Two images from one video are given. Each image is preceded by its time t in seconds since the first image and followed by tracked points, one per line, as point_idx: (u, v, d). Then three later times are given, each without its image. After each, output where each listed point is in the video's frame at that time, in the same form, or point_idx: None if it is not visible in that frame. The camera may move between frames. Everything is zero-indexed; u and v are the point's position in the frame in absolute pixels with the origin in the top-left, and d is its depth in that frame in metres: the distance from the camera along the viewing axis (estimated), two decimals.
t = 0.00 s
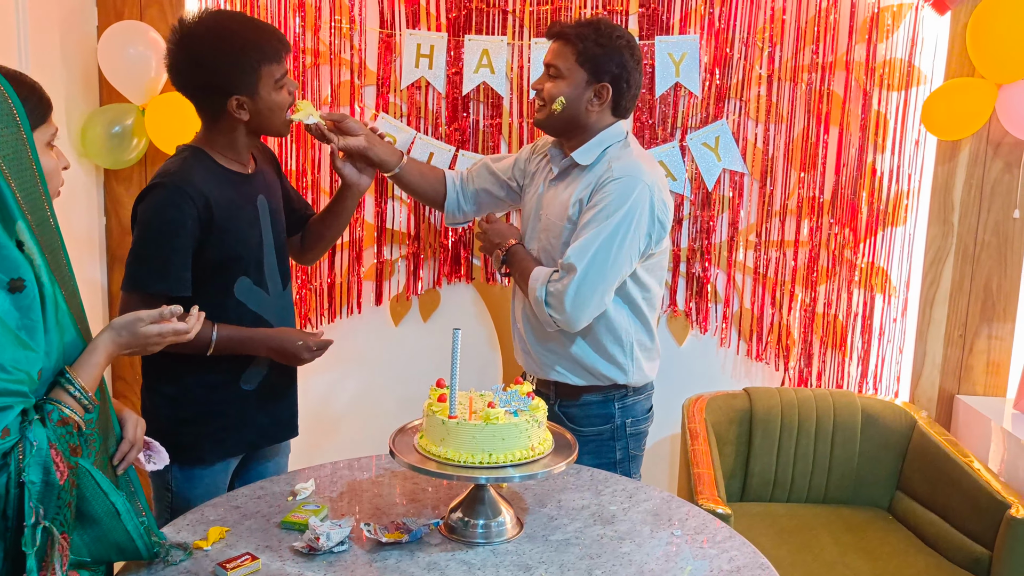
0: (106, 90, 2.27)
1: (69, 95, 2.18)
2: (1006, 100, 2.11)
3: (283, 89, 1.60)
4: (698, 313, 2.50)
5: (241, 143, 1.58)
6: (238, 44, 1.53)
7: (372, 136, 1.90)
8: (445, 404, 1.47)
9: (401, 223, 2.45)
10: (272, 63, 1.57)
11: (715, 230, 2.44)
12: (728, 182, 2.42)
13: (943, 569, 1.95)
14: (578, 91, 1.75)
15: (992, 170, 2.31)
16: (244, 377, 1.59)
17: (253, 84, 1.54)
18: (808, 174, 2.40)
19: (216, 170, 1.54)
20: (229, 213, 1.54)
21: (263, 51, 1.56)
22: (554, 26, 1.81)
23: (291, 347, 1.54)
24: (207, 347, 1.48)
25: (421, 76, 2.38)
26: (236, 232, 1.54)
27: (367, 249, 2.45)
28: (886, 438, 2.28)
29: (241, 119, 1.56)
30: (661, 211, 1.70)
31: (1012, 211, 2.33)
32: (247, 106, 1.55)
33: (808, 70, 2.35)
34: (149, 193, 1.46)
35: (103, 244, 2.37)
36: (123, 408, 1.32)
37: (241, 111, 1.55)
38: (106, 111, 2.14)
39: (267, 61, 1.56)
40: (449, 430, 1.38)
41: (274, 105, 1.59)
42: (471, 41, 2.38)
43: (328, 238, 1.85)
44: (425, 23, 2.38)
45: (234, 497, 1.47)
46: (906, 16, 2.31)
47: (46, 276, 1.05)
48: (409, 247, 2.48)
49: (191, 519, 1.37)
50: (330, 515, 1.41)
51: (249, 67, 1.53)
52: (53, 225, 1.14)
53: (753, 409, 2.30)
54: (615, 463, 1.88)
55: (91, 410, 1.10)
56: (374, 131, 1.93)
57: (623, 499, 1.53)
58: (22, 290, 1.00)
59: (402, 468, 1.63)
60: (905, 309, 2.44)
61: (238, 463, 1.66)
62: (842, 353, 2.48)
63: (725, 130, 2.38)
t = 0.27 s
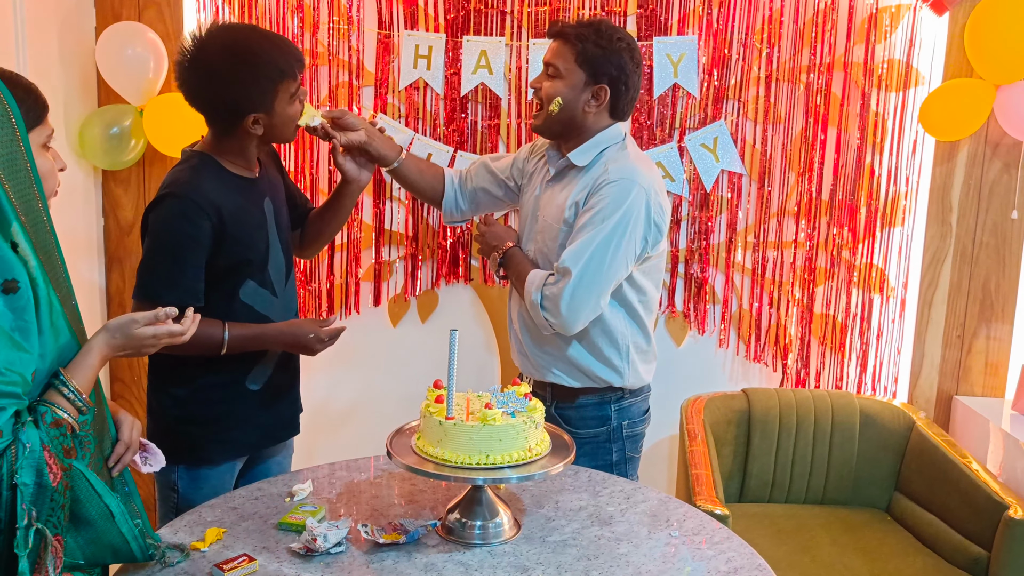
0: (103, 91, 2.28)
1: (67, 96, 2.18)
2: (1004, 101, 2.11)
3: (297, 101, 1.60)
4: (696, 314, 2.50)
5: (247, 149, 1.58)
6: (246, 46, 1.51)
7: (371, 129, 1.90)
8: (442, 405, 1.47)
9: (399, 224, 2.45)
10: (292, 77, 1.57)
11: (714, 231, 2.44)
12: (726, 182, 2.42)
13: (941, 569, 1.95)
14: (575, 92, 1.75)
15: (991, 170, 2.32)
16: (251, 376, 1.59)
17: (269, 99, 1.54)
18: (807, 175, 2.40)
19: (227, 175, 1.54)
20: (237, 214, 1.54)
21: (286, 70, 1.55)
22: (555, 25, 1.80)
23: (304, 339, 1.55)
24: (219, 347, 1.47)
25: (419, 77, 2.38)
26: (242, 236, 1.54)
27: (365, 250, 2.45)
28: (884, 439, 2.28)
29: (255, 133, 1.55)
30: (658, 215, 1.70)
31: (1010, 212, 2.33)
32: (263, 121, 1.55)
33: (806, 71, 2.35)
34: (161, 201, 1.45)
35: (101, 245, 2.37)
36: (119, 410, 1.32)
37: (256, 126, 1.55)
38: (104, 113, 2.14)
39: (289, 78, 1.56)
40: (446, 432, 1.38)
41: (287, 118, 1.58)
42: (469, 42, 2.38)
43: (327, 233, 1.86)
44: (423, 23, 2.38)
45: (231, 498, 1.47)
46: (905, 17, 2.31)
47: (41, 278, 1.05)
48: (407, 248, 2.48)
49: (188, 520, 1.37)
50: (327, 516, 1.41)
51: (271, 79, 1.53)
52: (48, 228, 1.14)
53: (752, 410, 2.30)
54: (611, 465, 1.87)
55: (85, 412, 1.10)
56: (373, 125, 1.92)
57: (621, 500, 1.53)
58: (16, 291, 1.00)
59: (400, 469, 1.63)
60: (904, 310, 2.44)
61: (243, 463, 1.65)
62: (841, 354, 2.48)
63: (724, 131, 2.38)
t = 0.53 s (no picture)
0: (103, 94, 2.28)
1: (67, 98, 2.19)
2: (1003, 103, 2.11)
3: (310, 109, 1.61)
4: (696, 316, 2.50)
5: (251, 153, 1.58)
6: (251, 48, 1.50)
7: (372, 133, 1.92)
8: (442, 407, 1.46)
9: (399, 225, 2.46)
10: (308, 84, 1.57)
11: (713, 233, 2.44)
12: (726, 184, 2.42)
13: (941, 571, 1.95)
14: (573, 94, 1.75)
15: (990, 172, 2.32)
16: (258, 377, 1.59)
17: (284, 110, 1.54)
18: (806, 176, 2.40)
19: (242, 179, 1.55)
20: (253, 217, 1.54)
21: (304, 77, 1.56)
22: (556, 25, 1.80)
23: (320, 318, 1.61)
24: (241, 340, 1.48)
25: (418, 79, 2.39)
26: (249, 239, 1.53)
27: (364, 252, 2.45)
28: (883, 441, 2.28)
29: (266, 137, 1.55)
30: (655, 219, 1.70)
31: (1009, 213, 2.33)
32: (276, 126, 1.55)
33: (805, 73, 2.36)
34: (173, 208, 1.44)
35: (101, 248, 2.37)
36: (118, 413, 1.32)
37: (269, 130, 1.55)
38: (103, 116, 2.14)
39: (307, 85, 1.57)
40: (445, 434, 1.38)
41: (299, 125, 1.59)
42: (469, 44, 2.38)
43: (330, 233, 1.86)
44: (422, 25, 2.38)
45: (231, 500, 1.47)
46: (904, 19, 2.31)
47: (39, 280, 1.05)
48: (406, 251, 2.48)
49: (188, 522, 1.37)
50: (327, 518, 1.41)
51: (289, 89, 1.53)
52: (47, 230, 1.14)
53: (751, 412, 2.30)
54: (609, 468, 1.87)
55: (82, 414, 1.09)
56: (373, 129, 1.94)
57: (621, 502, 1.53)
58: (14, 294, 1.00)
59: (400, 472, 1.63)
60: (903, 312, 2.44)
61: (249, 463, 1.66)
62: (841, 356, 2.48)
63: (723, 133, 2.38)
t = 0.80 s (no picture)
0: (104, 94, 2.28)
1: (68, 99, 2.19)
2: (1004, 104, 2.11)
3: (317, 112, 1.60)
4: (696, 317, 2.50)
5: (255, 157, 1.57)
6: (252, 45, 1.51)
7: (377, 141, 1.94)
8: (443, 407, 1.46)
9: (399, 226, 2.46)
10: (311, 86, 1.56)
11: (714, 233, 2.44)
12: (726, 185, 2.42)
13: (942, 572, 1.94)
14: (572, 94, 1.75)
15: (991, 172, 2.32)
16: (260, 379, 1.58)
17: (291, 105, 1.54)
18: (807, 177, 2.40)
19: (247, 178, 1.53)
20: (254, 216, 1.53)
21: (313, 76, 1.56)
22: (558, 24, 1.80)
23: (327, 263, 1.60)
24: (262, 311, 1.50)
25: (419, 80, 2.39)
26: (249, 239, 1.53)
27: (364, 253, 2.45)
28: (884, 441, 2.28)
29: (270, 132, 1.54)
30: (652, 220, 1.70)
31: (1010, 214, 2.33)
32: (279, 121, 1.54)
33: (806, 73, 2.36)
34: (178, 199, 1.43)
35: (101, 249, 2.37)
36: (118, 413, 1.31)
37: (273, 125, 1.54)
38: (104, 117, 2.14)
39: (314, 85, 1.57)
40: (447, 434, 1.38)
41: (305, 127, 1.58)
42: (469, 45, 2.38)
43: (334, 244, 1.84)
44: (423, 26, 2.38)
45: (232, 501, 1.46)
46: (904, 20, 2.32)
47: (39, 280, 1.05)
48: (407, 252, 2.48)
49: (188, 523, 1.37)
50: (327, 519, 1.41)
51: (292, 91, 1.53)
52: (48, 230, 1.13)
53: (752, 412, 2.30)
54: (607, 470, 1.87)
55: (82, 414, 1.09)
56: (378, 137, 1.96)
57: (622, 502, 1.52)
58: (15, 293, 1.00)
59: (401, 472, 1.62)
60: (904, 312, 2.44)
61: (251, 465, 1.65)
62: (842, 357, 2.48)
63: (724, 134, 2.38)
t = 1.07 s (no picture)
0: (105, 93, 2.28)
1: (69, 97, 2.19)
2: (1004, 103, 2.11)
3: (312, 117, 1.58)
4: (697, 316, 2.50)
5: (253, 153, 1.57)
6: (249, 42, 1.51)
7: (378, 150, 1.94)
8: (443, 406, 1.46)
9: (400, 225, 2.45)
10: (301, 89, 1.53)
11: (714, 232, 2.44)
12: (727, 184, 2.42)
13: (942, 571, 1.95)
14: (573, 91, 1.75)
15: (991, 172, 2.32)
16: (251, 373, 1.56)
17: (286, 100, 1.52)
18: (808, 176, 2.40)
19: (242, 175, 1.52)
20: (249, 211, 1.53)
21: (311, 79, 1.55)
22: (563, 21, 1.80)
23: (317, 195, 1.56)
24: (281, 264, 1.49)
25: (420, 78, 2.39)
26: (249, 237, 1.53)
27: (365, 252, 2.45)
28: (884, 440, 2.28)
29: (259, 126, 1.53)
30: (649, 217, 1.69)
31: (1010, 214, 2.33)
32: (270, 116, 1.52)
33: (807, 73, 2.36)
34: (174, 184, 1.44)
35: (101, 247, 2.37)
36: (118, 412, 1.31)
37: (263, 118, 1.52)
38: (104, 115, 2.14)
39: (308, 87, 1.54)
40: (447, 433, 1.38)
41: (295, 128, 1.56)
42: (470, 44, 2.38)
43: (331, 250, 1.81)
44: (424, 25, 2.38)
45: (232, 499, 1.46)
46: (905, 19, 2.32)
47: (42, 279, 1.05)
48: (407, 250, 2.48)
49: (189, 521, 1.37)
50: (328, 518, 1.41)
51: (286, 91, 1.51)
52: (50, 228, 1.13)
53: (752, 412, 2.30)
54: (605, 469, 1.87)
55: (84, 414, 1.09)
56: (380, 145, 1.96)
57: (622, 501, 1.53)
58: (17, 293, 1.00)
59: (402, 471, 1.62)
60: (905, 311, 2.44)
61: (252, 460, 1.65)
62: (842, 356, 2.48)
63: (724, 133, 2.38)
